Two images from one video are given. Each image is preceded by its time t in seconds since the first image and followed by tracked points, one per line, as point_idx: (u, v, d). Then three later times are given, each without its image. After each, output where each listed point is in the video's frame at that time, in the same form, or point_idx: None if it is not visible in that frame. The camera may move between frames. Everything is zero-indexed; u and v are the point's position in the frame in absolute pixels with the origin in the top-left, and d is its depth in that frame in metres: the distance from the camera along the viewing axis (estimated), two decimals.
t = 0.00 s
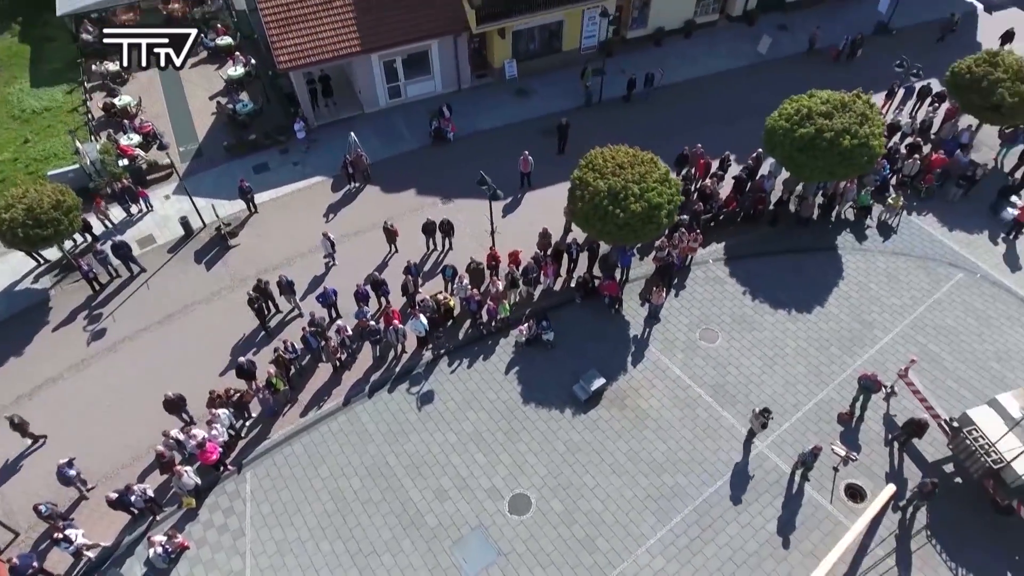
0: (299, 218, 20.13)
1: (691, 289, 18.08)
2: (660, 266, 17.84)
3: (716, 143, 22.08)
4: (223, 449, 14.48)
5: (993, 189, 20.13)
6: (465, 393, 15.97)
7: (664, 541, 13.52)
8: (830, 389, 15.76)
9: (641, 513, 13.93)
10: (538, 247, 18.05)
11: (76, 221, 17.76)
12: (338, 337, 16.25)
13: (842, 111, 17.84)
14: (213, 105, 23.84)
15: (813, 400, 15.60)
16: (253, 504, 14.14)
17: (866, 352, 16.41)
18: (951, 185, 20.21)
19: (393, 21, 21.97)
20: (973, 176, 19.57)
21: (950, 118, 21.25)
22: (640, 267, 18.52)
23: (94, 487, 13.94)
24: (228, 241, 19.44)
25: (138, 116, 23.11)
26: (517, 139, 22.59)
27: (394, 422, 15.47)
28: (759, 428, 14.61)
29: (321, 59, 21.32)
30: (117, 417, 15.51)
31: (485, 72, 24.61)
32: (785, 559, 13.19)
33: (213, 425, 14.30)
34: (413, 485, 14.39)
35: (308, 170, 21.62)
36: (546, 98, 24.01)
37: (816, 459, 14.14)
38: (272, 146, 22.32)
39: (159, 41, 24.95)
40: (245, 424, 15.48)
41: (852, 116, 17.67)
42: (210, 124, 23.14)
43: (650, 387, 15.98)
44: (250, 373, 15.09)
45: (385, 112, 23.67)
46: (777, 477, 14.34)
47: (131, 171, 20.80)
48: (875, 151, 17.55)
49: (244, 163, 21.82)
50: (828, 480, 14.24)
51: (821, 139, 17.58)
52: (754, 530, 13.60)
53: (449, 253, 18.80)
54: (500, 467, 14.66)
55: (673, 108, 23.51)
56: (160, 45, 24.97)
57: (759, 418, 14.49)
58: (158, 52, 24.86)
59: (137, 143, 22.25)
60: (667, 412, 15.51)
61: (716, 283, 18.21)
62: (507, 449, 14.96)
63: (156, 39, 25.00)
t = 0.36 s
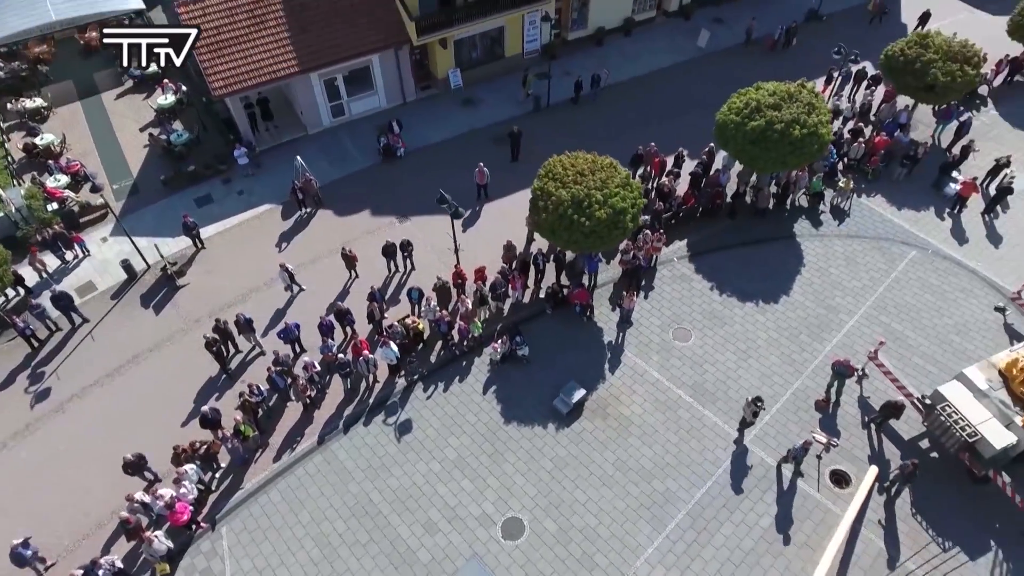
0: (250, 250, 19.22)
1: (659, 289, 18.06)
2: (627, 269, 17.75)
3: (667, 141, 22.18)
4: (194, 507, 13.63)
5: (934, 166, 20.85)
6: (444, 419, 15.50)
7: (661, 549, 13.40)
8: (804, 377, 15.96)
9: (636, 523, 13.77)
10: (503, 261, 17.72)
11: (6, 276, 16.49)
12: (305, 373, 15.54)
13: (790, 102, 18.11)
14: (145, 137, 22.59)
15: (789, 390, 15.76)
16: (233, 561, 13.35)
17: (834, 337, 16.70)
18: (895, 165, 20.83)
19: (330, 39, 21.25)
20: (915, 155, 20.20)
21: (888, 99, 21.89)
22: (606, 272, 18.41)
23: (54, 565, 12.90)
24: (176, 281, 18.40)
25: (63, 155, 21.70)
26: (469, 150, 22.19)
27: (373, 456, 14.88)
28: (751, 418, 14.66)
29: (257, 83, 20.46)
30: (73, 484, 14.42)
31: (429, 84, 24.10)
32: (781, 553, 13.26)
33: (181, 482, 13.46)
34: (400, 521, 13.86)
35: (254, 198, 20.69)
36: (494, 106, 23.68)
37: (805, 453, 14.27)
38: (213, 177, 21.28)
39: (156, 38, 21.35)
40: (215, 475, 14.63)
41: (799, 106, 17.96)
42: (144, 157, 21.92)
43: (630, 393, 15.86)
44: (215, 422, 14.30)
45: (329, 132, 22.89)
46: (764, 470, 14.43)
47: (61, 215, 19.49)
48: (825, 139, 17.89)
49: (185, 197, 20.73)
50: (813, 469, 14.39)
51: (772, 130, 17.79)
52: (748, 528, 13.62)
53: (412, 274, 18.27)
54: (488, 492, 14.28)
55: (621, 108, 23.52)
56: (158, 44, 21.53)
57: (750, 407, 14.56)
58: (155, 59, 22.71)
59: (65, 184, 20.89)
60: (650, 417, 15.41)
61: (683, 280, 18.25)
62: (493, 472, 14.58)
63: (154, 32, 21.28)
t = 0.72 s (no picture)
0: (199, 289, 18.20)
1: (625, 292, 17.98)
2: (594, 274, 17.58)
3: (618, 140, 22.17)
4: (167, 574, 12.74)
5: (876, 147, 21.49)
6: (424, 447, 15.00)
7: (660, 557, 13.28)
8: (778, 366, 16.14)
9: (632, 533, 13.61)
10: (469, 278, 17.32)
11: None
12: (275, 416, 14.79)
13: (737, 95, 18.31)
14: (71, 177, 21.19)
15: (765, 381, 15.90)
16: None
17: (801, 323, 16.95)
18: (839, 148, 21.38)
19: (264, 61, 20.40)
20: (857, 137, 20.77)
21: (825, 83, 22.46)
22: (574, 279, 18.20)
23: None
24: (121, 330, 17.27)
25: None
26: (420, 165, 21.65)
27: (355, 496, 14.26)
28: (741, 409, 14.72)
29: (191, 112, 19.50)
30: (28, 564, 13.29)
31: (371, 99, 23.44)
32: (776, 547, 13.33)
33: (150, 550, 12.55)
34: (391, 560, 13.31)
35: (198, 233, 19.65)
36: (440, 117, 23.20)
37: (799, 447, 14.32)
38: (151, 214, 20.12)
39: (157, 38, 19.71)
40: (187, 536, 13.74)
41: (747, 99, 18.17)
42: (73, 199, 20.55)
43: (610, 400, 15.71)
44: (181, 479, 13.44)
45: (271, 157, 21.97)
46: (751, 465, 14.48)
47: None
48: (774, 129, 18.15)
49: (122, 238, 19.52)
50: (796, 458, 14.53)
51: (723, 125, 17.94)
52: (741, 524, 13.64)
53: (374, 299, 17.66)
54: (479, 519, 13.87)
55: (569, 110, 23.40)
56: (160, 44, 19.73)
57: (739, 399, 14.62)
58: (159, 55, 19.67)
59: None
60: (633, 422, 15.29)
61: (650, 280, 18.23)
62: (481, 498, 14.18)
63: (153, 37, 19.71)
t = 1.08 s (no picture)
0: (148, 336, 17.13)
1: (594, 297, 17.84)
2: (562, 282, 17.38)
3: (570, 143, 22.03)
4: None
5: (819, 131, 22.03)
6: (408, 479, 14.48)
7: (659, 565, 13.17)
8: (752, 358, 16.29)
9: (629, 544, 13.46)
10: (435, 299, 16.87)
11: None
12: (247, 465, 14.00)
13: (685, 92, 18.42)
14: None
15: (741, 374, 16.02)
16: None
17: (769, 313, 17.15)
18: (784, 135, 21.81)
19: (196, 88, 19.42)
20: (801, 124, 21.22)
21: (764, 72, 22.86)
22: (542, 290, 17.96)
23: None
24: (67, 389, 16.08)
25: None
26: (371, 184, 21.00)
27: (341, 539, 13.63)
28: (731, 403, 14.90)
29: (122, 148, 18.35)
30: None
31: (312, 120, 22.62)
32: (771, 540, 13.40)
33: None
34: None
35: (141, 276, 18.51)
36: (386, 133, 22.58)
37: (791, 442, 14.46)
38: (87, 260, 18.85)
39: (157, 38, 19.29)
40: None
41: (695, 95, 18.29)
42: None
43: (591, 409, 15.53)
44: (152, 545, 12.54)
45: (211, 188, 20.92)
46: (737, 460, 14.53)
47: None
48: (724, 123, 18.33)
49: (57, 288, 18.21)
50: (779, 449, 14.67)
51: (675, 122, 18.00)
52: (734, 522, 13.66)
53: (338, 329, 16.99)
54: (472, 548, 13.46)
55: (516, 116, 23.13)
56: (160, 44, 19.31)
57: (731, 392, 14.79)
58: (159, 56, 19.27)
59: None
60: (617, 430, 15.15)
61: (616, 283, 18.14)
62: (472, 525, 13.77)
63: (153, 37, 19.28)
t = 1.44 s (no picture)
0: (96, 392, 15.98)
1: (563, 305, 17.63)
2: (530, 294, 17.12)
3: (521, 149, 21.76)
4: None
5: (763, 120, 22.45)
6: (394, 515, 13.93)
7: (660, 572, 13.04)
8: (726, 352, 16.39)
9: (628, 554, 13.29)
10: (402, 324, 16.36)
11: None
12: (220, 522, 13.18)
13: (634, 92, 18.39)
14: None
15: (717, 369, 16.09)
16: None
17: (737, 305, 17.30)
18: (731, 126, 22.14)
19: (124, 123, 18.26)
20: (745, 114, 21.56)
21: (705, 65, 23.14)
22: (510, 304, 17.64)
23: None
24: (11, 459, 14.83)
25: None
26: (320, 208, 20.21)
27: None
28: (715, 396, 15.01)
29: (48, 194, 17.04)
30: None
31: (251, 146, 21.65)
32: (765, 533, 13.47)
33: None
34: None
35: (81, 329, 17.27)
36: (331, 154, 21.80)
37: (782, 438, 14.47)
38: (19, 316, 17.48)
39: (157, 37, 18.10)
40: None
41: (644, 94, 18.29)
42: None
43: (573, 421, 15.31)
44: None
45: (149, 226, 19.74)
46: (723, 457, 14.56)
47: None
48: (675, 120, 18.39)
49: None
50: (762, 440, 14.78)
51: (627, 122, 17.93)
52: (728, 519, 13.66)
53: (303, 365, 16.26)
54: None
55: (463, 126, 22.71)
56: (160, 44, 18.20)
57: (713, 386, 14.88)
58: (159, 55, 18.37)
59: None
60: (602, 439, 14.97)
61: (584, 289, 17.97)
62: (467, 555, 13.34)
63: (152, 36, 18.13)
